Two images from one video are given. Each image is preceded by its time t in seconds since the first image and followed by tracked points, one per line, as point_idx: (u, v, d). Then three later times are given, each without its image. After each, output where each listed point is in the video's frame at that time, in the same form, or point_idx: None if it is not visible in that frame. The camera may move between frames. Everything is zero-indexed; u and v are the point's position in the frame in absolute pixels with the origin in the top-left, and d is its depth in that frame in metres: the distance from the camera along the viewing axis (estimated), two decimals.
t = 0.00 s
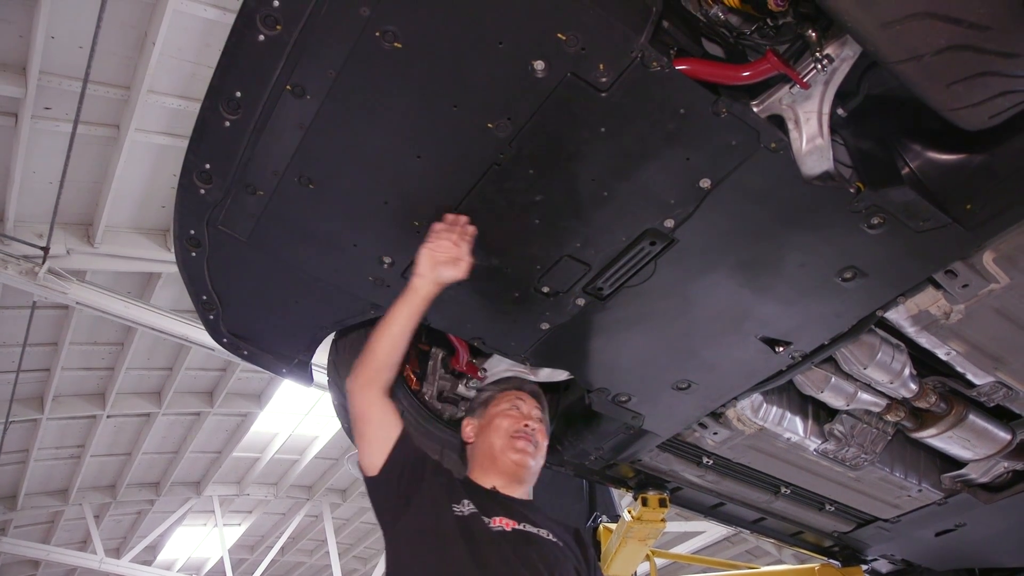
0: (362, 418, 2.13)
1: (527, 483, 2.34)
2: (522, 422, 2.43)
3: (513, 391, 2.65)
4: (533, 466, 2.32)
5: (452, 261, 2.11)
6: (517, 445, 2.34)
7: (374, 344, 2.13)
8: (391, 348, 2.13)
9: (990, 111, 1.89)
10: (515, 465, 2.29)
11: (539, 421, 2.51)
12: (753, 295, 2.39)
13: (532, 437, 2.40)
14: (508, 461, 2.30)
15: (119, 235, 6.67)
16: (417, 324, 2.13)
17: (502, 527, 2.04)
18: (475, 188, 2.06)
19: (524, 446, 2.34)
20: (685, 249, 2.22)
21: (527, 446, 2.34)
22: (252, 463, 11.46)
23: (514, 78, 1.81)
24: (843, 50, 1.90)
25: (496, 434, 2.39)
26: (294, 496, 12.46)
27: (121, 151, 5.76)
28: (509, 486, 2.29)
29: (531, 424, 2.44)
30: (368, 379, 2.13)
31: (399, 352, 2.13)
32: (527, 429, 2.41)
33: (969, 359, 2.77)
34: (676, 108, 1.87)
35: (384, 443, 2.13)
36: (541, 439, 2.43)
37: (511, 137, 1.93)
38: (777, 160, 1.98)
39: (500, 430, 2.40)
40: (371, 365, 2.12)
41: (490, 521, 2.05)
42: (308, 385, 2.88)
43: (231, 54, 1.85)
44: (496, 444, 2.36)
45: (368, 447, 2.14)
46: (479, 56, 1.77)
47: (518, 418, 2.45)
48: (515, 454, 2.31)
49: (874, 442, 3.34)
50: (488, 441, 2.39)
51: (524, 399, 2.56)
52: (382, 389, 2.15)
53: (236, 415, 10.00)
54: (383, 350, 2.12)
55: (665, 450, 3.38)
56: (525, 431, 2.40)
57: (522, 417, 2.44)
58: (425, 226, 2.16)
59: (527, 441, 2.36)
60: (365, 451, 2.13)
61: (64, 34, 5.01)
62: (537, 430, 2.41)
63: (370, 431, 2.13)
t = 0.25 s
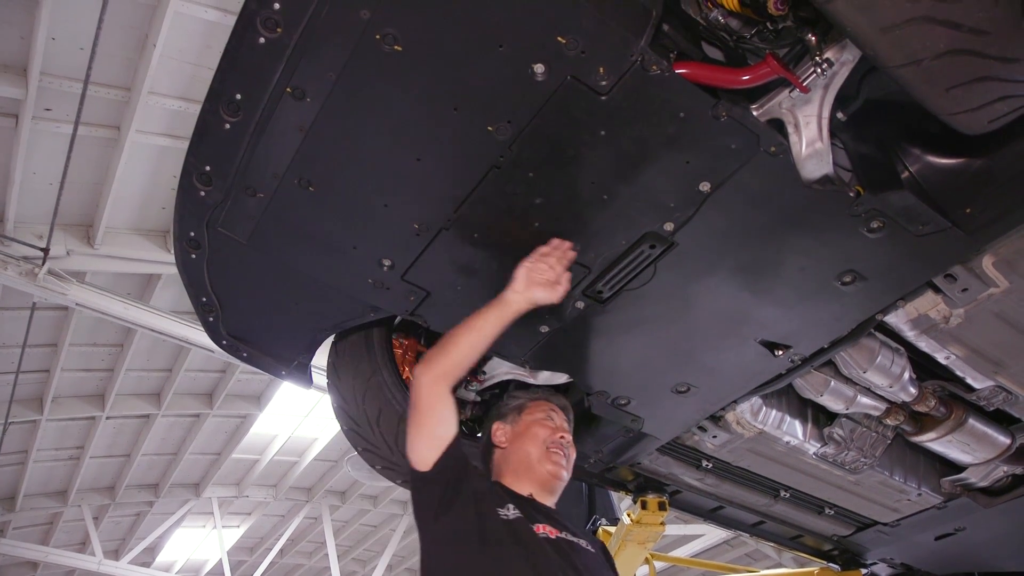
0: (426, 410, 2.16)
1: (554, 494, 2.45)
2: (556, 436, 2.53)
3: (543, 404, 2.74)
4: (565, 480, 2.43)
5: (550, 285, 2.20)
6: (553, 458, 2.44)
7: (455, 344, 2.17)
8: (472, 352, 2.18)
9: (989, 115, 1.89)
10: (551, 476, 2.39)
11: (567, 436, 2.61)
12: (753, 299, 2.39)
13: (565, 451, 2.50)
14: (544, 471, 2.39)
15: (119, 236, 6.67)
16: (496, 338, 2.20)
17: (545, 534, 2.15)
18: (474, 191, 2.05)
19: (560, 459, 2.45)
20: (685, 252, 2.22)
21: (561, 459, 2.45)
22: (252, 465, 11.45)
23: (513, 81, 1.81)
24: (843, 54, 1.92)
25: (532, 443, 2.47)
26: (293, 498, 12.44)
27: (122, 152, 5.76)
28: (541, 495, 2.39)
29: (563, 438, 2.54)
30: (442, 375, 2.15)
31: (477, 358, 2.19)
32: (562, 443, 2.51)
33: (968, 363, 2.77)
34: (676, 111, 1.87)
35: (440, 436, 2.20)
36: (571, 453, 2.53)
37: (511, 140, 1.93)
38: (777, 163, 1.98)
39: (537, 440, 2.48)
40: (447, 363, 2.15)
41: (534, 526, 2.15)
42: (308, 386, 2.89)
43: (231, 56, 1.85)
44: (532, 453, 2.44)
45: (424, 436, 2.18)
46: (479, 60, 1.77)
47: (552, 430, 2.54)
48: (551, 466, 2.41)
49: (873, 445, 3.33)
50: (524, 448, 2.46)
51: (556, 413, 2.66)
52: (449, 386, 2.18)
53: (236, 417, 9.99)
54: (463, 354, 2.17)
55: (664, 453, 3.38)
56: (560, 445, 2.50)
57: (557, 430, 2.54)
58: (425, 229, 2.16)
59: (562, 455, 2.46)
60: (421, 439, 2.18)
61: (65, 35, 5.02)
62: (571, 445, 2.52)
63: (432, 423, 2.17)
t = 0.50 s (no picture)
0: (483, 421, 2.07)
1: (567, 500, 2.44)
2: (569, 442, 2.49)
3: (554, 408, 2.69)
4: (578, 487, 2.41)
5: (613, 318, 2.16)
6: (567, 466, 2.41)
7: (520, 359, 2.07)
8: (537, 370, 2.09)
9: (988, 119, 1.90)
10: (566, 486, 2.37)
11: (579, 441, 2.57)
12: (752, 303, 2.39)
13: (578, 457, 2.47)
14: (558, 481, 2.38)
15: (119, 239, 6.67)
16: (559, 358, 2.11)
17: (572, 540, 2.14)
18: (474, 195, 2.05)
19: (575, 467, 2.42)
20: (684, 256, 2.22)
21: (575, 465, 2.43)
22: (251, 468, 11.44)
23: (513, 85, 1.81)
24: (842, 59, 1.91)
25: (544, 452, 2.44)
26: (293, 501, 12.43)
27: (122, 156, 5.76)
28: (557, 502, 2.38)
29: (576, 443, 2.50)
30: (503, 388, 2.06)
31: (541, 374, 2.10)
32: (575, 450, 2.47)
33: (968, 367, 2.77)
34: (675, 115, 1.88)
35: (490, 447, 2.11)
36: (583, 458, 2.50)
37: (510, 144, 1.93)
38: (776, 168, 1.99)
39: (549, 448, 2.45)
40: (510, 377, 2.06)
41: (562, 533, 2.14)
42: (308, 389, 2.89)
43: (232, 60, 1.86)
44: (545, 462, 2.41)
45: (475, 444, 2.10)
46: (479, 64, 1.78)
47: (564, 436, 2.50)
48: (566, 475, 2.39)
49: (872, 449, 3.34)
50: (536, 457, 2.43)
51: (567, 417, 2.61)
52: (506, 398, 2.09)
53: (235, 420, 9.99)
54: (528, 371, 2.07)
55: (664, 456, 3.38)
56: (573, 451, 2.47)
57: (570, 435, 2.50)
58: (425, 232, 2.16)
59: (577, 463, 2.43)
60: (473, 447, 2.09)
61: (65, 39, 5.03)
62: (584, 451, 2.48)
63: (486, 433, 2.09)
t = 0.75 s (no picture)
0: (459, 447, 2.00)
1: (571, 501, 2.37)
2: (562, 442, 2.40)
3: (545, 408, 2.60)
4: (578, 487, 2.33)
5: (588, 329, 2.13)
6: (561, 468, 2.32)
7: (488, 383, 1.95)
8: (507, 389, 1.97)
9: (987, 126, 1.90)
10: (563, 489, 2.30)
11: (575, 438, 2.48)
12: (752, 307, 2.40)
13: (573, 456, 2.38)
14: (555, 485, 2.30)
15: (120, 242, 6.68)
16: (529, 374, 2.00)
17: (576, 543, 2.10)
18: (474, 199, 2.05)
19: (570, 468, 2.33)
20: (684, 261, 2.22)
21: (571, 465, 2.34)
22: (251, 472, 11.43)
23: (514, 90, 1.82)
24: (842, 64, 1.93)
25: (537, 457, 2.37)
26: (292, 505, 12.42)
27: (123, 159, 5.77)
28: (559, 506, 2.32)
29: (570, 442, 2.41)
30: (477, 413, 1.96)
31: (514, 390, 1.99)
32: (569, 450, 2.38)
33: (968, 372, 2.77)
34: (675, 121, 1.88)
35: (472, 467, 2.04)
36: (581, 456, 2.42)
37: (510, 149, 1.94)
38: (776, 173, 1.99)
39: (541, 452, 2.37)
40: (481, 402, 1.95)
41: (563, 538, 2.10)
42: (307, 393, 2.89)
43: (233, 64, 1.86)
44: (539, 467, 2.34)
45: (455, 470, 2.03)
46: (479, 69, 1.78)
47: (556, 437, 2.42)
48: (561, 478, 2.31)
49: (872, 454, 3.33)
50: (530, 464, 2.36)
51: (558, 415, 2.52)
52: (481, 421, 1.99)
53: (235, 423, 9.98)
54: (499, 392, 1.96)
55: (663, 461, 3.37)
56: (567, 451, 2.38)
57: (561, 435, 2.41)
58: (425, 237, 2.17)
59: (572, 463, 2.35)
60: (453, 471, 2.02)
61: (67, 43, 5.04)
62: (579, 449, 2.39)
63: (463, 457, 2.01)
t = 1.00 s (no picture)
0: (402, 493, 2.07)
1: (563, 500, 2.33)
2: (546, 443, 2.38)
3: (531, 410, 2.58)
4: (565, 486, 2.29)
5: (503, 342, 2.14)
6: (545, 469, 2.30)
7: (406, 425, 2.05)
8: (429, 426, 2.06)
9: (986, 129, 1.90)
10: (548, 490, 2.27)
11: (562, 436, 2.45)
12: (752, 310, 2.39)
13: (558, 455, 2.35)
14: (540, 487, 2.28)
15: (119, 244, 6.68)
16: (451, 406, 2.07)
17: (557, 541, 2.04)
18: (474, 202, 2.05)
19: (553, 468, 2.30)
20: (684, 264, 2.22)
21: (557, 466, 2.31)
22: (250, 473, 11.42)
23: (514, 93, 1.82)
24: (841, 68, 1.93)
25: (521, 462, 2.35)
26: (291, 507, 12.40)
27: (123, 161, 5.77)
28: (549, 507, 2.29)
29: (554, 442, 2.38)
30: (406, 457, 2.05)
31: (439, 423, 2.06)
32: (552, 450, 2.35)
33: (967, 375, 2.77)
34: (675, 124, 1.88)
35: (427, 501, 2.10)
36: (568, 453, 2.38)
37: (510, 152, 1.94)
38: (776, 176, 1.99)
39: (526, 456, 2.35)
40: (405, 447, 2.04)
41: (543, 538, 2.04)
42: (306, 395, 2.89)
43: (232, 67, 1.87)
44: (524, 471, 2.32)
45: (410, 512, 2.09)
46: (479, 72, 1.78)
47: (540, 439, 2.40)
48: (545, 479, 2.28)
49: (872, 457, 3.33)
50: (515, 470, 2.35)
51: (543, 416, 2.49)
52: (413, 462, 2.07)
53: (234, 425, 9.98)
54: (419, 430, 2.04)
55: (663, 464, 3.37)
56: (551, 452, 2.35)
57: (544, 437, 2.38)
58: (424, 240, 2.17)
59: (555, 463, 2.31)
60: (410, 514, 2.09)
61: (67, 44, 5.04)
62: (562, 447, 2.35)
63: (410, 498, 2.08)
